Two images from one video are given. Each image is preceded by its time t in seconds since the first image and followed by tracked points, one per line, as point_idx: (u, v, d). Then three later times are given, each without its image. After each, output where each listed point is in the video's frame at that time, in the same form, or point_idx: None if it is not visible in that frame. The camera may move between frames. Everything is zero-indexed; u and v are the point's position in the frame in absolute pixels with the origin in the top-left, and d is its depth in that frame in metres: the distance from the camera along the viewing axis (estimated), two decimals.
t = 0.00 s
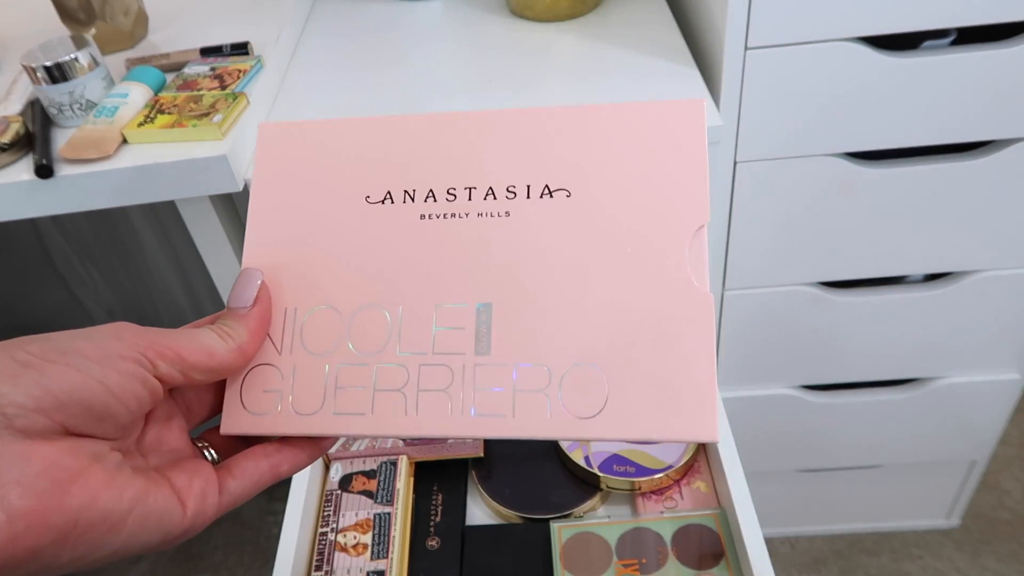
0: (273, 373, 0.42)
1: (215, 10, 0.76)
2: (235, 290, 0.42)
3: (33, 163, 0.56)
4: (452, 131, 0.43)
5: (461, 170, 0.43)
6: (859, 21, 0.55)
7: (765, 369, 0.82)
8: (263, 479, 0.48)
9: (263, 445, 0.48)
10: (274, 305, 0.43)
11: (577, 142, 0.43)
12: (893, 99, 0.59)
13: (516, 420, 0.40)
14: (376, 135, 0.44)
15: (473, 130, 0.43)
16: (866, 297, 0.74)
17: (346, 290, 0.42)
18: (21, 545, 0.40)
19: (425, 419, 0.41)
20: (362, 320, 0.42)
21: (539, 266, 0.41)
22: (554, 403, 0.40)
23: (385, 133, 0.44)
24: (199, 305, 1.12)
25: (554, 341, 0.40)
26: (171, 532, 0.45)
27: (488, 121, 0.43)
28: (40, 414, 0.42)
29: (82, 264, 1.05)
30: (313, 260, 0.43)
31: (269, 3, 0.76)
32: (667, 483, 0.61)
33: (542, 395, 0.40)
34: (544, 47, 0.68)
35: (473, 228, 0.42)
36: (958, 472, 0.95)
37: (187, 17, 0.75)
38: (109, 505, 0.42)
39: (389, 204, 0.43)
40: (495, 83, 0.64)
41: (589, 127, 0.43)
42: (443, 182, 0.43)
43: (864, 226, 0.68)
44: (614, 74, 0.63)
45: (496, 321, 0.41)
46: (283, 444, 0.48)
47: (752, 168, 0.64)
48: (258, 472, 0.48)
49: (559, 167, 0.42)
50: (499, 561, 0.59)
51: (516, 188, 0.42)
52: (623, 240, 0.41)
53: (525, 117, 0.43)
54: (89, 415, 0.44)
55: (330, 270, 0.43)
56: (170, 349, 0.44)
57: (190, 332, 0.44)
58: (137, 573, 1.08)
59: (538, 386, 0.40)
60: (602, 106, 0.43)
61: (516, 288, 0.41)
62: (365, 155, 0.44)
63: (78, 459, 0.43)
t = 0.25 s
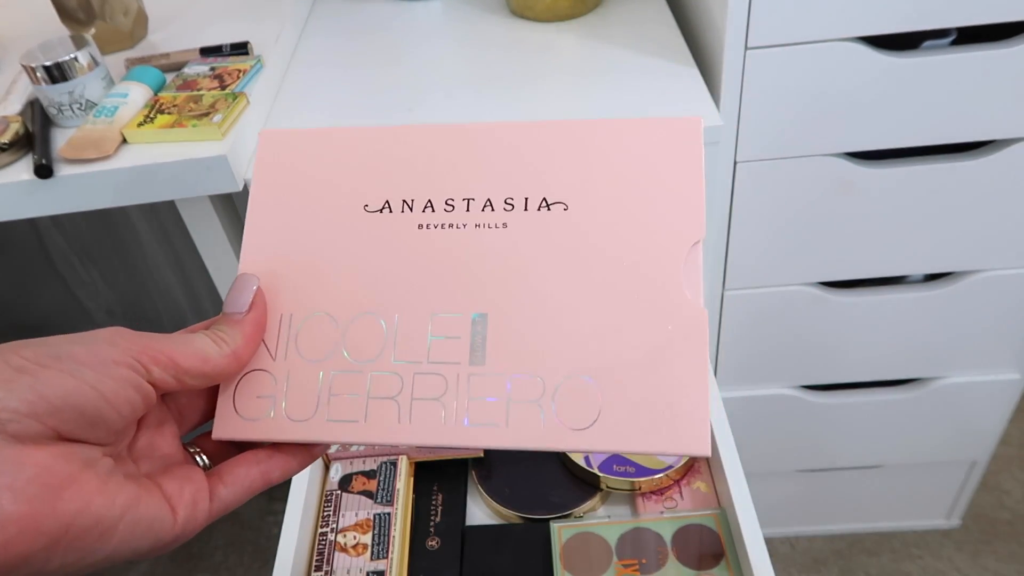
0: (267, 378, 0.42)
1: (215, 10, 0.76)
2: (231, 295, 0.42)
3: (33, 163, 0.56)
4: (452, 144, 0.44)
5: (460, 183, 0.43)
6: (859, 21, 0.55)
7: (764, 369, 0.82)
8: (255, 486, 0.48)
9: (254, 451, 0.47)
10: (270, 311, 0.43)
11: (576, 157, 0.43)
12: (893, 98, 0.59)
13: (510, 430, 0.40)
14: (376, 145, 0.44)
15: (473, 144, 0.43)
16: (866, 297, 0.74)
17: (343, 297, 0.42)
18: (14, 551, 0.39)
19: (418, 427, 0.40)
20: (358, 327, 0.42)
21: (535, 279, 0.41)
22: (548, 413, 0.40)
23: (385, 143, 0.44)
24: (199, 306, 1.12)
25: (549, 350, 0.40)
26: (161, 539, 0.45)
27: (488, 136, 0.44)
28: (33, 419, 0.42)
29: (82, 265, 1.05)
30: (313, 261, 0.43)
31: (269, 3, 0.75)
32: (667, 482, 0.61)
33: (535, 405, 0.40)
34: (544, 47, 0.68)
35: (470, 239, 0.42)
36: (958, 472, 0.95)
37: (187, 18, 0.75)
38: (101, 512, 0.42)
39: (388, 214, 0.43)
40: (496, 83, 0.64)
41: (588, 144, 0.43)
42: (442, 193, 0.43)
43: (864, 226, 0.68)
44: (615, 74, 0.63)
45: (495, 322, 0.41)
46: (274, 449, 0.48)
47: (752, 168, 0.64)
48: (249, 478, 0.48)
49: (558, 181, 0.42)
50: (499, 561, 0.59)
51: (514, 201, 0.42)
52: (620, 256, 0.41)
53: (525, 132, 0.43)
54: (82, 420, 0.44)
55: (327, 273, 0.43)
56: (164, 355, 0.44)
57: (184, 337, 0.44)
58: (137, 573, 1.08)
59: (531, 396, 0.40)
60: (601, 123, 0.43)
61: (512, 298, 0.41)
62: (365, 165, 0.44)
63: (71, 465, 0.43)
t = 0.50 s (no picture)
0: (270, 387, 0.42)
1: (215, 10, 0.76)
2: (235, 302, 0.42)
3: (32, 163, 0.56)
4: (456, 159, 0.43)
5: (463, 197, 0.43)
6: (860, 21, 0.55)
7: (764, 369, 0.82)
8: (257, 492, 0.48)
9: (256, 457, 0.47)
10: (274, 319, 0.42)
11: (579, 175, 0.42)
12: (893, 98, 0.59)
13: (512, 441, 0.40)
14: (381, 158, 0.44)
15: (477, 160, 0.43)
16: (867, 297, 0.74)
17: (347, 307, 0.42)
18: (22, 553, 0.40)
19: (421, 438, 0.40)
20: (362, 338, 0.41)
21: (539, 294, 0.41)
22: (550, 423, 0.39)
23: (389, 155, 0.44)
24: (198, 306, 1.12)
25: (553, 362, 0.40)
26: (165, 543, 0.45)
27: (492, 151, 0.43)
28: (40, 422, 0.42)
29: (82, 265, 1.05)
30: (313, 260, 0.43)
31: (269, 3, 0.75)
32: (668, 483, 0.61)
33: (538, 416, 0.40)
34: (543, 47, 0.68)
35: (474, 253, 0.42)
36: (958, 473, 0.95)
37: (186, 18, 0.75)
38: (107, 515, 0.42)
39: (392, 226, 0.43)
40: (495, 83, 0.64)
41: (591, 161, 0.42)
42: (445, 208, 0.43)
43: (865, 226, 0.68)
44: (614, 74, 0.63)
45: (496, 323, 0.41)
46: (277, 457, 0.48)
47: (752, 169, 0.64)
48: (251, 485, 0.47)
49: (562, 197, 0.42)
50: (499, 561, 0.59)
51: (518, 218, 0.42)
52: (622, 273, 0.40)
53: (529, 149, 0.43)
54: (87, 425, 0.44)
55: (330, 279, 0.42)
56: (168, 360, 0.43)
57: (189, 343, 0.44)
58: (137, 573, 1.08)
59: (534, 407, 0.40)
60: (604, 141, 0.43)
61: (516, 311, 0.41)
62: (369, 175, 0.43)
63: (78, 468, 0.43)
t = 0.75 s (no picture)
0: (272, 382, 0.41)
1: (215, 10, 0.76)
2: (240, 296, 0.41)
3: (31, 163, 0.56)
4: (460, 164, 0.43)
5: (467, 200, 0.43)
6: (860, 21, 0.55)
7: (764, 369, 0.82)
8: (256, 488, 0.47)
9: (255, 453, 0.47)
10: (278, 317, 0.41)
11: (583, 180, 0.42)
12: (893, 98, 0.59)
13: (513, 436, 0.38)
14: (385, 163, 0.44)
15: (482, 166, 0.43)
16: (867, 297, 0.73)
17: (351, 306, 0.41)
18: (26, 539, 0.40)
19: (423, 433, 0.39)
20: (366, 334, 0.41)
21: (542, 294, 0.40)
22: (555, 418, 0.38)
23: (393, 164, 0.44)
24: (198, 307, 1.12)
25: (558, 358, 0.39)
26: (164, 535, 0.44)
27: (496, 157, 0.44)
28: (44, 411, 0.42)
29: (82, 265, 1.05)
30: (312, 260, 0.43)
31: (269, 3, 0.75)
32: (667, 483, 0.61)
33: (541, 412, 0.39)
34: (543, 47, 0.68)
35: (477, 253, 0.41)
36: (958, 473, 0.95)
37: (186, 17, 0.75)
38: (110, 503, 0.42)
39: (396, 227, 0.42)
40: (494, 83, 0.64)
41: (594, 168, 0.43)
42: (449, 209, 0.42)
43: (866, 225, 0.68)
44: (614, 74, 0.63)
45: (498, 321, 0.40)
46: (276, 454, 0.47)
47: (752, 168, 0.64)
48: (250, 482, 0.47)
49: (566, 200, 0.42)
50: (499, 561, 0.59)
51: (521, 220, 0.42)
52: (625, 274, 0.40)
53: (533, 155, 0.43)
54: (90, 415, 0.43)
55: (332, 280, 0.42)
56: (172, 351, 0.43)
57: (193, 337, 0.43)
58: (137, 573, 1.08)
59: (537, 403, 0.39)
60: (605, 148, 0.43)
61: (520, 309, 0.40)
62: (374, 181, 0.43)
63: (81, 457, 0.42)
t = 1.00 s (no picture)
0: (254, 387, 0.39)
1: (214, 9, 0.76)
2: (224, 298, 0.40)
3: (31, 163, 0.56)
4: (447, 167, 0.42)
5: (454, 204, 0.41)
6: (860, 20, 0.55)
7: (765, 369, 0.82)
8: (235, 492, 0.46)
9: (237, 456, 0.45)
10: (262, 319, 0.40)
11: (572, 185, 0.41)
12: (893, 98, 0.59)
13: (499, 442, 0.37)
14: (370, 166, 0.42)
15: (470, 169, 0.42)
16: (868, 296, 0.73)
17: (336, 311, 0.40)
18: None
19: (407, 440, 0.37)
20: (350, 340, 0.39)
21: (530, 300, 0.39)
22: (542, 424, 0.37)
23: (379, 165, 0.42)
24: (198, 307, 1.12)
25: (547, 363, 0.38)
26: (138, 538, 0.44)
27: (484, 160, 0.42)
28: (14, 409, 0.42)
29: (81, 265, 1.05)
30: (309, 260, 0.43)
31: (268, 3, 0.75)
32: (667, 483, 0.61)
33: (529, 419, 0.37)
34: (543, 48, 0.68)
35: (464, 258, 0.40)
36: (959, 473, 0.95)
37: (186, 17, 0.75)
38: (80, 504, 0.41)
39: (381, 232, 0.41)
40: (494, 84, 0.64)
41: (584, 173, 0.41)
42: (435, 213, 0.41)
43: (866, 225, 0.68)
44: (615, 74, 0.63)
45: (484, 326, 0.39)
46: (258, 457, 0.46)
47: (752, 169, 0.64)
48: (230, 485, 0.46)
49: (555, 204, 0.41)
50: (499, 562, 0.59)
51: (508, 224, 0.41)
52: (614, 280, 0.39)
53: (522, 157, 0.42)
54: (64, 414, 0.43)
55: (316, 285, 0.40)
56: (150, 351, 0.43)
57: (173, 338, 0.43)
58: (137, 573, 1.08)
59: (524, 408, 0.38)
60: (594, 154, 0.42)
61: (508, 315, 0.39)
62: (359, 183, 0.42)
63: (51, 456, 0.42)
